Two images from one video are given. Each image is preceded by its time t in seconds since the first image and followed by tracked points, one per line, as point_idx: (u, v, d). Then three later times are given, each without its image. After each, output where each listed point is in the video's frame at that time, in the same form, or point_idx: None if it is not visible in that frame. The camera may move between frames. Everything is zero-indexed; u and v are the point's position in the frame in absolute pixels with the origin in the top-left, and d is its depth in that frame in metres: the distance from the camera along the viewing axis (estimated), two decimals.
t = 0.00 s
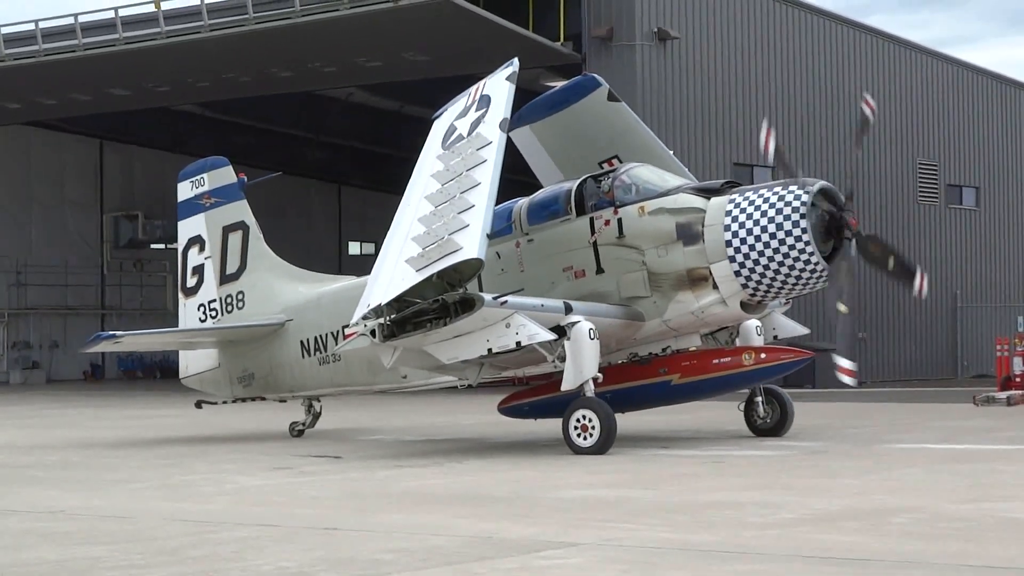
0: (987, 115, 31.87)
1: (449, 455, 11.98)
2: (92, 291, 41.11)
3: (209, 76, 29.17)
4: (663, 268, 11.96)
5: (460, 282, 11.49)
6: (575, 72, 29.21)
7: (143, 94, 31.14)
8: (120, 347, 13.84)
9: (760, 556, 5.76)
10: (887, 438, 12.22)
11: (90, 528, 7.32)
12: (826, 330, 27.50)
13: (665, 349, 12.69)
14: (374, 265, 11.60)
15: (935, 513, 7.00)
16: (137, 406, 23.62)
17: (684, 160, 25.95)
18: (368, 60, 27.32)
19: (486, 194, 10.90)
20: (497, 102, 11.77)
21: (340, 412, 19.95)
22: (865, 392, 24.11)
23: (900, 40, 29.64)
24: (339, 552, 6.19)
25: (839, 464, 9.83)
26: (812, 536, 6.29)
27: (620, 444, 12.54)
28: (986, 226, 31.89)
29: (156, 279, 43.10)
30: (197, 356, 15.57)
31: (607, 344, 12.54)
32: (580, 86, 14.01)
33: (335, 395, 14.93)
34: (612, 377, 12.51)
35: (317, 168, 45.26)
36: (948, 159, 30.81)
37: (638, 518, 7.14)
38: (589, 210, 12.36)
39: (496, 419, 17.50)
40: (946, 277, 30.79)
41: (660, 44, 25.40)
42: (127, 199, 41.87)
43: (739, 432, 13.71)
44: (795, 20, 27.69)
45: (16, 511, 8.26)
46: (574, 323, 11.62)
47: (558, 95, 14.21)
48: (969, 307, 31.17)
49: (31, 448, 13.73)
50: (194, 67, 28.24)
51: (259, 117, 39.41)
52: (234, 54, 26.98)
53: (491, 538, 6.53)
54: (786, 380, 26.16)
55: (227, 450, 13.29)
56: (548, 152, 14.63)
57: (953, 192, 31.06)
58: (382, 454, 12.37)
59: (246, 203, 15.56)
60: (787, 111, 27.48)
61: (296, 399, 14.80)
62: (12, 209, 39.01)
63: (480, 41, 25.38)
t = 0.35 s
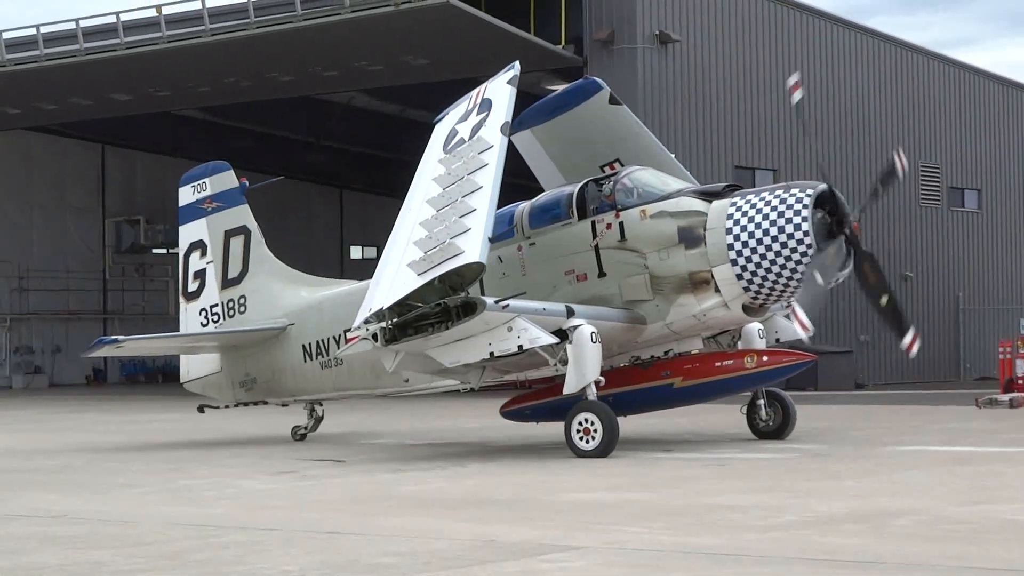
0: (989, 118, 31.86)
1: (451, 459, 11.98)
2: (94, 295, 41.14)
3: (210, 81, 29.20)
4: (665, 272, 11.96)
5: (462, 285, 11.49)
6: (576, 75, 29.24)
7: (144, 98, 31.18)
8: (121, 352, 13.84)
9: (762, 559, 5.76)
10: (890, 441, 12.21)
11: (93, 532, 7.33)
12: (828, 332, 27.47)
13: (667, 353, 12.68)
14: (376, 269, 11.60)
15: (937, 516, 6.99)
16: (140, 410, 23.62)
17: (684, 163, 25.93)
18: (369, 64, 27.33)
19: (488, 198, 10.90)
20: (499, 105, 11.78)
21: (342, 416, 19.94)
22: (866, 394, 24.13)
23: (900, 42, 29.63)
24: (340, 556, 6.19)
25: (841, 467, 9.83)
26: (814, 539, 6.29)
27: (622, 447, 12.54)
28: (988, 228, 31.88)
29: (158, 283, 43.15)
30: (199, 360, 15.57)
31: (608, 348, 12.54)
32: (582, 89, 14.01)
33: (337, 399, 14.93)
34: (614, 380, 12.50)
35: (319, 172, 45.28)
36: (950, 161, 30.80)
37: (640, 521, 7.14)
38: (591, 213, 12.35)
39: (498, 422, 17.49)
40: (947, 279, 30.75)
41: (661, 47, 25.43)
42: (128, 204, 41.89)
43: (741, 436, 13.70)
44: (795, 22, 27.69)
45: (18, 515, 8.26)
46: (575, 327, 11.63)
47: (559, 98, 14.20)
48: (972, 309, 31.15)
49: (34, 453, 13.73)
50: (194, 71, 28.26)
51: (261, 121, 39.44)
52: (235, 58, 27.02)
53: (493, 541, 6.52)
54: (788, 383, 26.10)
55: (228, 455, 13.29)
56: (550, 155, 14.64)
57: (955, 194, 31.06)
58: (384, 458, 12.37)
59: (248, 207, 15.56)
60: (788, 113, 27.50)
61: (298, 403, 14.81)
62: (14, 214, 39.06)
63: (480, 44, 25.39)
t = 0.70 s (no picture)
0: (990, 120, 31.84)
1: (452, 461, 11.99)
2: (94, 297, 41.14)
3: (210, 82, 29.22)
4: (666, 274, 11.97)
5: (463, 287, 11.50)
6: (578, 78, 29.30)
7: (145, 100, 31.21)
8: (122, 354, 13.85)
9: (763, 561, 5.77)
10: (890, 443, 12.21)
11: (94, 533, 7.33)
12: (828, 334, 27.50)
13: (668, 355, 12.68)
14: (377, 271, 11.60)
15: (937, 518, 7.00)
16: (141, 412, 23.63)
17: (685, 165, 25.97)
18: (370, 66, 27.35)
19: (489, 200, 10.91)
20: (500, 107, 11.79)
21: (343, 417, 19.95)
22: (866, 396, 24.12)
23: (901, 43, 29.59)
24: (341, 558, 6.19)
25: (842, 469, 9.83)
26: (814, 541, 6.29)
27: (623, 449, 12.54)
28: (989, 231, 31.87)
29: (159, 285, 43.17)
30: (200, 362, 15.57)
31: (609, 350, 12.55)
32: (583, 91, 14.03)
33: (338, 400, 14.93)
34: (616, 383, 12.51)
35: (320, 173, 45.28)
36: (952, 164, 30.80)
37: (641, 523, 7.14)
38: (592, 215, 12.36)
39: (499, 424, 17.49)
40: (947, 281, 30.72)
41: (662, 49, 25.52)
42: (129, 205, 41.90)
43: (741, 438, 13.70)
44: (797, 24, 27.69)
45: (19, 517, 8.27)
46: (576, 328, 11.63)
47: (560, 100, 14.21)
48: (972, 311, 31.14)
49: (35, 454, 13.75)
50: (195, 73, 28.28)
51: (262, 123, 39.47)
52: (236, 60, 27.03)
53: (493, 543, 6.53)
54: (789, 385, 26.15)
55: (229, 456, 13.30)
56: (551, 157, 14.65)
57: (956, 197, 31.07)
58: (385, 460, 12.38)
59: (249, 209, 15.57)
60: (790, 115, 27.51)
61: (299, 405, 14.82)
62: (16, 216, 39.09)
63: (482, 46, 25.42)
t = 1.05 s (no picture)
0: (991, 119, 31.81)
1: (453, 462, 11.98)
2: (95, 298, 41.14)
3: (211, 83, 29.23)
4: (666, 274, 11.97)
5: (464, 288, 11.49)
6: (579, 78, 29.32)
7: (146, 101, 31.23)
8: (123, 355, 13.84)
9: (764, 561, 5.77)
10: (890, 443, 12.20)
11: (94, 535, 7.32)
12: (829, 334, 27.48)
13: (668, 355, 12.68)
14: (377, 272, 11.59)
15: (938, 518, 7.00)
16: (142, 413, 23.62)
17: (685, 164, 25.97)
18: (371, 67, 27.36)
19: (489, 200, 10.91)
20: (501, 107, 11.78)
21: (344, 418, 19.94)
22: (867, 396, 24.09)
23: (901, 43, 29.58)
24: (342, 559, 6.18)
25: (843, 470, 9.83)
26: (815, 541, 6.29)
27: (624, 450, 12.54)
28: (990, 230, 31.86)
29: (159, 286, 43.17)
30: (201, 364, 15.57)
31: (610, 351, 12.55)
32: (583, 91, 14.03)
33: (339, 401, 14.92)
34: (616, 383, 12.52)
35: (320, 175, 45.28)
36: (952, 164, 30.79)
37: (641, 524, 7.13)
38: (592, 216, 12.35)
39: (501, 425, 17.49)
40: (946, 280, 30.68)
41: (662, 50, 25.54)
42: (130, 206, 41.91)
43: (742, 438, 13.70)
44: (798, 24, 27.66)
45: (19, 519, 8.26)
46: (577, 329, 11.63)
47: (560, 100, 14.22)
48: (973, 311, 31.13)
49: (36, 456, 13.75)
50: (196, 74, 28.28)
51: (262, 124, 39.46)
52: (236, 61, 27.03)
53: (494, 545, 6.52)
54: (790, 385, 26.18)
55: (230, 457, 13.29)
56: (551, 157, 14.65)
57: (957, 196, 31.07)
58: (386, 462, 12.37)
59: (249, 210, 15.58)
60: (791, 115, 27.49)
61: (300, 406, 14.82)
62: (16, 217, 39.10)
63: (483, 47, 25.44)
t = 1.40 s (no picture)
0: (991, 119, 31.79)
1: (453, 462, 11.98)
2: (95, 299, 41.14)
3: (211, 84, 29.23)
4: (666, 274, 11.96)
5: (464, 288, 11.48)
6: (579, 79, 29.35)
7: (146, 102, 31.23)
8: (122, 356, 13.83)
9: (764, 561, 5.76)
10: (890, 443, 12.20)
11: (93, 536, 7.32)
12: (830, 334, 27.48)
13: (669, 355, 12.68)
14: (377, 272, 11.58)
15: (938, 517, 6.99)
16: (142, 414, 23.59)
17: (685, 164, 25.96)
18: (371, 67, 27.36)
19: (489, 200, 10.92)
20: (500, 108, 11.80)
21: (344, 419, 19.93)
22: (868, 396, 24.06)
23: (901, 43, 29.58)
24: (342, 560, 6.18)
25: (843, 469, 9.82)
26: (815, 541, 6.28)
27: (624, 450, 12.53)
28: (991, 231, 31.84)
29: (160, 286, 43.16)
30: (201, 364, 15.57)
31: (610, 351, 12.55)
32: (584, 91, 14.03)
33: (339, 402, 14.92)
34: (616, 383, 12.52)
35: (320, 175, 45.28)
36: (953, 164, 30.78)
37: (641, 524, 7.13)
38: (592, 215, 12.35)
39: (501, 425, 17.48)
40: (947, 280, 30.65)
41: (662, 50, 25.55)
42: (130, 207, 41.90)
43: (742, 438, 13.69)
44: (799, 24, 27.67)
45: (19, 519, 8.27)
46: (577, 329, 11.63)
47: (560, 101, 14.24)
48: (974, 311, 31.11)
49: (36, 456, 13.74)
50: (196, 74, 28.28)
51: (262, 124, 39.45)
52: (236, 61, 27.02)
53: (493, 545, 6.52)
54: (791, 385, 26.19)
55: (230, 458, 13.27)
56: (551, 158, 14.65)
57: (957, 196, 31.05)
58: (386, 462, 12.37)
59: (249, 210, 15.59)
60: (792, 115, 27.50)
61: (300, 407, 14.82)
62: (16, 218, 39.10)
63: (483, 47, 25.44)
